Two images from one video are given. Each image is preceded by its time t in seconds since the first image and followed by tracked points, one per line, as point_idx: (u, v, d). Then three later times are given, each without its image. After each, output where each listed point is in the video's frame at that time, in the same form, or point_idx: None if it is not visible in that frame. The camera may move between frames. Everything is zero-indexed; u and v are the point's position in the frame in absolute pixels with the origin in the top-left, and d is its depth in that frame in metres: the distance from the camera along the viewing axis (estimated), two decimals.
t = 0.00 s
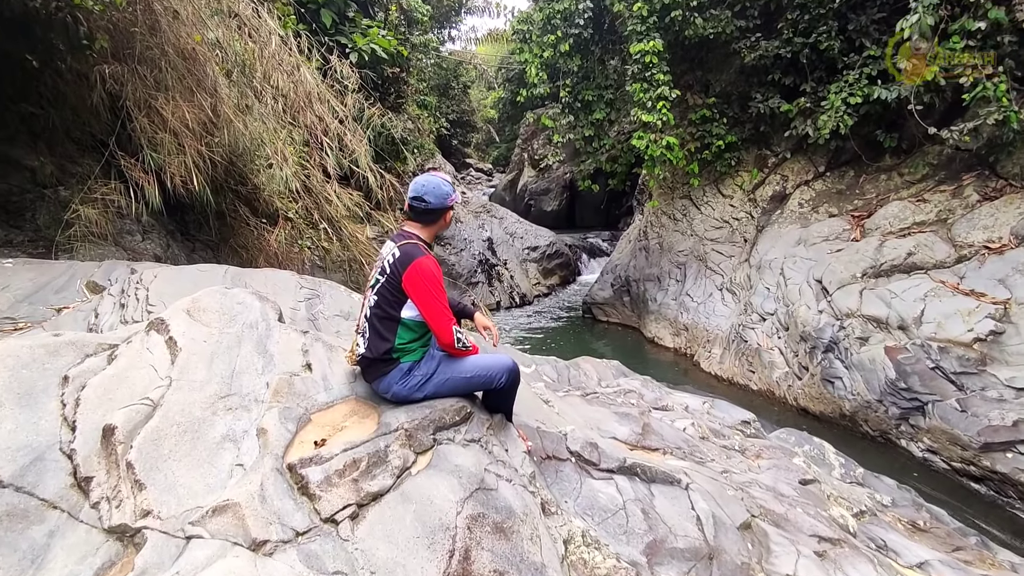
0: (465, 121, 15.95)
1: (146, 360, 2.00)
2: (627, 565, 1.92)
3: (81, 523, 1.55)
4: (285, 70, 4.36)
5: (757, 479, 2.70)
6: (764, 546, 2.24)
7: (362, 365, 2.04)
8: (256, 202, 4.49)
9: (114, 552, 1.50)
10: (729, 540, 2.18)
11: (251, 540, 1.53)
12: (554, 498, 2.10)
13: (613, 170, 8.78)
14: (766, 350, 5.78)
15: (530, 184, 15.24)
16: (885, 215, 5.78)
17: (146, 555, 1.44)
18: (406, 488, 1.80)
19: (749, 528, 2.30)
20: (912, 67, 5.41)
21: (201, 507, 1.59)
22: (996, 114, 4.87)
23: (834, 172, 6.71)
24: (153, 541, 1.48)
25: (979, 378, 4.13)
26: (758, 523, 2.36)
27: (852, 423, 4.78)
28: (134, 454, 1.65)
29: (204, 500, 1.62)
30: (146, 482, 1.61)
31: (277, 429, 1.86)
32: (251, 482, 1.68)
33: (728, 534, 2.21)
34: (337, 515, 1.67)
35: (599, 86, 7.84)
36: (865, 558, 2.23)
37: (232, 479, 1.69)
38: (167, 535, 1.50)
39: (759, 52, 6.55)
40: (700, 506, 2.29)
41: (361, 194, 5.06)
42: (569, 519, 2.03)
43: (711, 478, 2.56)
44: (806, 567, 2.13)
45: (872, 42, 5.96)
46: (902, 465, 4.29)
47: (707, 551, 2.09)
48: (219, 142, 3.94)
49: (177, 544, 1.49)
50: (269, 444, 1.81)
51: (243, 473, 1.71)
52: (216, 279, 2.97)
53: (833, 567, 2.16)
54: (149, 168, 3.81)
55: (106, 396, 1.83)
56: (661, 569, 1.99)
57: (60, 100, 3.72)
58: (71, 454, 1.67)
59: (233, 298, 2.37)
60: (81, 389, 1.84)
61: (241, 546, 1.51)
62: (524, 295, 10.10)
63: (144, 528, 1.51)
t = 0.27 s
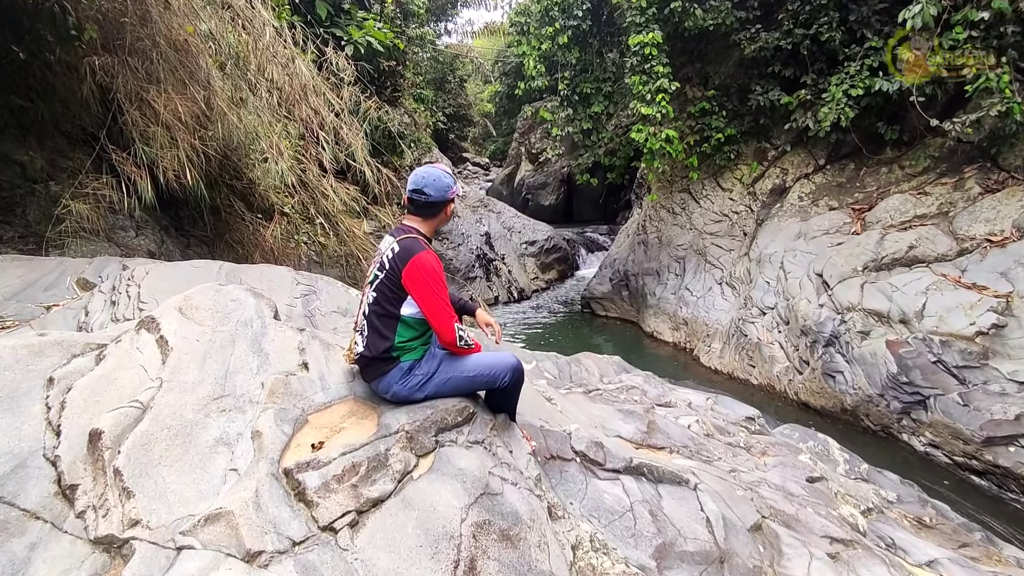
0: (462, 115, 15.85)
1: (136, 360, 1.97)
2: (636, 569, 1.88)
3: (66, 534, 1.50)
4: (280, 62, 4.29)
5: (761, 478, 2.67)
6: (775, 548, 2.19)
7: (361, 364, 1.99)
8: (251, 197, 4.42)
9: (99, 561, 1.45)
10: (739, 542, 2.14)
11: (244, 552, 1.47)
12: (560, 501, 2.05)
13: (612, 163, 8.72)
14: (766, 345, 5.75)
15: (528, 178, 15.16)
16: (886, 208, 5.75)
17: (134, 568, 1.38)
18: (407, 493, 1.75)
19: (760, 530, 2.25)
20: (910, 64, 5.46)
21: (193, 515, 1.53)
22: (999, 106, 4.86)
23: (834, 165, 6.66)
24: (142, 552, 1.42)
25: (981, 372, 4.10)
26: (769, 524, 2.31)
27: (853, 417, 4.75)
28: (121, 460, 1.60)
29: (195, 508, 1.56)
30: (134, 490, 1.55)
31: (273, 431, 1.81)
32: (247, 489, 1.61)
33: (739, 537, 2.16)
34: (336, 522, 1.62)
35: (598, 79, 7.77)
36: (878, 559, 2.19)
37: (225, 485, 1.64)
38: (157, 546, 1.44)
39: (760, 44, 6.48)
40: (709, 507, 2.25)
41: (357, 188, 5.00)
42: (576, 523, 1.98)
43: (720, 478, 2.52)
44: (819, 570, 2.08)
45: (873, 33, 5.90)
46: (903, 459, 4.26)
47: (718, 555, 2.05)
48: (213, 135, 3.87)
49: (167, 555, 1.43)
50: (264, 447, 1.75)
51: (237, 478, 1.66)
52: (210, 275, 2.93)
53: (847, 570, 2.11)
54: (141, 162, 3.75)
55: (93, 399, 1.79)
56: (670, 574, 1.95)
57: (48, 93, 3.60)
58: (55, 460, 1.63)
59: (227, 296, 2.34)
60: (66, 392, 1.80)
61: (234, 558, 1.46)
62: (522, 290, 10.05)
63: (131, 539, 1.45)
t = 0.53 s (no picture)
0: (459, 111, 15.76)
1: (124, 363, 1.91)
2: None
3: (45, 550, 1.44)
4: (274, 57, 4.24)
5: (765, 478, 2.64)
6: (787, 554, 2.13)
7: (357, 365, 1.95)
8: (247, 193, 4.36)
9: None
10: (750, 548, 2.08)
11: (233, 566, 1.45)
12: (565, 508, 2.00)
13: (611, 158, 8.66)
14: (766, 341, 5.71)
15: (525, 174, 15.10)
16: (886, 203, 5.71)
17: None
18: (405, 503, 1.71)
19: (770, 535, 2.20)
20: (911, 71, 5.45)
21: (180, 528, 1.50)
22: (1000, 99, 4.81)
23: (834, 160, 6.62)
24: (126, 567, 1.39)
25: (983, 368, 4.08)
26: (779, 529, 2.26)
27: (854, 414, 4.72)
28: (105, 473, 1.55)
29: (183, 520, 1.53)
30: (118, 500, 1.52)
31: (266, 437, 1.77)
32: (237, 497, 1.59)
33: (749, 542, 2.11)
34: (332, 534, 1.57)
35: (596, 73, 7.71)
36: (892, 564, 2.14)
37: (214, 494, 1.61)
38: (141, 561, 1.41)
39: (759, 37, 6.42)
40: (717, 511, 2.20)
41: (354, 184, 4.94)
42: (582, 532, 1.93)
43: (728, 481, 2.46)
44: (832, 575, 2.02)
45: (873, 26, 5.85)
46: (904, 456, 4.23)
47: (728, 561, 2.00)
48: (207, 131, 3.81)
49: (152, 570, 1.40)
50: (256, 454, 1.71)
51: (226, 487, 1.63)
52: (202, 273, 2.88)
53: None
54: (133, 158, 3.70)
55: (77, 404, 1.73)
56: None
57: (36, 87, 3.50)
58: (35, 470, 1.56)
59: (218, 296, 2.29)
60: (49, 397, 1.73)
61: (223, 573, 1.43)
62: (520, 286, 10.01)
63: (114, 553, 1.42)
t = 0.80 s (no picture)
0: (456, 106, 15.66)
1: (100, 371, 1.88)
2: None
3: None
4: (266, 50, 4.14)
5: (770, 482, 2.58)
6: (800, 569, 2.05)
7: (349, 373, 1.88)
8: (240, 189, 4.28)
9: None
10: (762, 563, 2.01)
11: None
12: (570, 524, 1.92)
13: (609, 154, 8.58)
14: (767, 338, 5.66)
15: (523, 169, 15.02)
16: (888, 199, 5.65)
17: None
18: (398, 525, 1.60)
19: (783, 549, 2.12)
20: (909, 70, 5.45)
21: (154, 555, 1.40)
22: (1004, 94, 4.74)
23: (835, 156, 6.56)
24: None
25: (987, 366, 4.04)
26: (793, 543, 2.18)
27: (856, 413, 4.67)
28: (72, 494, 1.49)
29: (157, 546, 1.43)
30: (86, 525, 1.44)
31: (248, 449, 1.69)
32: (216, 520, 1.48)
33: (762, 557, 2.03)
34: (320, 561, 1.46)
35: (594, 68, 7.62)
36: None
37: (194, 515, 1.52)
38: None
39: (759, 31, 6.35)
40: (728, 524, 2.12)
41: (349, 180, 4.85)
42: (588, 550, 1.85)
43: (738, 492, 2.38)
44: None
45: (875, 20, 5.77)
46: (908, 455, 4.19)
47: None
48: (197, 126, 3.72)
49: None
50: (239, 470, 1.63)
51: (206, 509, 1.53)
52: (190, 274, 2.86)
53: None
54: (121, 154, 3.60)
55: (46, 417, 1.69)
56: None
57: (17, 81, 3.35)
58: None
59: (203, 302, 2.25)
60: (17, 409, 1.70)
61: None
62: (517, 283, 9.94)
63: None
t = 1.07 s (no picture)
0: (453, 103, 15.56)
1: (67, 389, 1.80)
2: None
3: None
4: (260, 46, 4.06)
5: (775, 491, 2.52)
6: None
7: (338, 389, 1.80)
8: (232, 188, 4.20)
9: None
10: None
11: None
12: (570, 553, 1.83)
13: (608, 151, 8.51)
14: (767, 339, 5.60)
15: (521, 167, 14.95)
16: (890, 198, 5.59)
17: None
18: (385, 559, 1.53)
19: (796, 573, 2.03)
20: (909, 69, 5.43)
21: None
22: (1009, 92, 4.67)
23: (836, 154, 6.49)
24: None
25: (991, 368, 3.98)
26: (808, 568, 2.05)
27: (859, 415, 4.61)
28: (24, 528, 1.37)
29: None
30: (40, 564, 1.32)
31: (224, 473, 1.60)
32: (186, 554, 1.38)
33: None
34: None
35: (594, 65, 7.55)
36: None
37: (162, 550, 1.42)
38: None
39: (760, 28, 6.28)
40: (738, 546, 2.03)
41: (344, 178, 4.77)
42: None
43: (748, 510, 2.28)
44: None
45: (878, 16, 5.70)
46: (911, 458, 4.13)
47: None
48: (187, 123, 3.63)
49: None
50: (214, 498, 1.53)
51: (177, 541, 1.44)
52: (174, 278, 2.90)
53: None
54: (108, 151, 3.50)
55: (3, 441, 1.58)
56: None
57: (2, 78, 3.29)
58: None
59: (184, 311, 2.19)
60: None
61: None
62: (515, 282, 9.87)
63: None
